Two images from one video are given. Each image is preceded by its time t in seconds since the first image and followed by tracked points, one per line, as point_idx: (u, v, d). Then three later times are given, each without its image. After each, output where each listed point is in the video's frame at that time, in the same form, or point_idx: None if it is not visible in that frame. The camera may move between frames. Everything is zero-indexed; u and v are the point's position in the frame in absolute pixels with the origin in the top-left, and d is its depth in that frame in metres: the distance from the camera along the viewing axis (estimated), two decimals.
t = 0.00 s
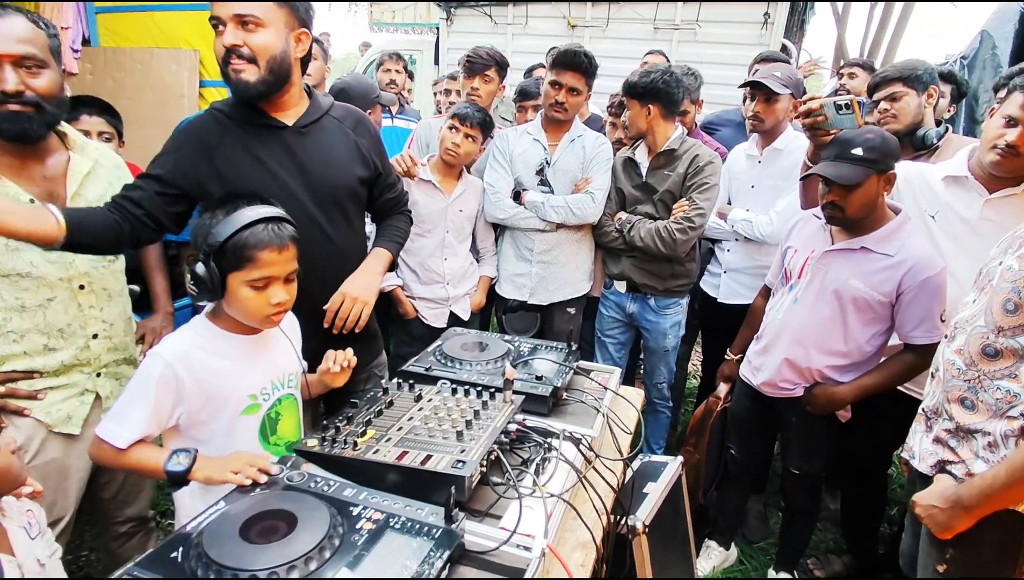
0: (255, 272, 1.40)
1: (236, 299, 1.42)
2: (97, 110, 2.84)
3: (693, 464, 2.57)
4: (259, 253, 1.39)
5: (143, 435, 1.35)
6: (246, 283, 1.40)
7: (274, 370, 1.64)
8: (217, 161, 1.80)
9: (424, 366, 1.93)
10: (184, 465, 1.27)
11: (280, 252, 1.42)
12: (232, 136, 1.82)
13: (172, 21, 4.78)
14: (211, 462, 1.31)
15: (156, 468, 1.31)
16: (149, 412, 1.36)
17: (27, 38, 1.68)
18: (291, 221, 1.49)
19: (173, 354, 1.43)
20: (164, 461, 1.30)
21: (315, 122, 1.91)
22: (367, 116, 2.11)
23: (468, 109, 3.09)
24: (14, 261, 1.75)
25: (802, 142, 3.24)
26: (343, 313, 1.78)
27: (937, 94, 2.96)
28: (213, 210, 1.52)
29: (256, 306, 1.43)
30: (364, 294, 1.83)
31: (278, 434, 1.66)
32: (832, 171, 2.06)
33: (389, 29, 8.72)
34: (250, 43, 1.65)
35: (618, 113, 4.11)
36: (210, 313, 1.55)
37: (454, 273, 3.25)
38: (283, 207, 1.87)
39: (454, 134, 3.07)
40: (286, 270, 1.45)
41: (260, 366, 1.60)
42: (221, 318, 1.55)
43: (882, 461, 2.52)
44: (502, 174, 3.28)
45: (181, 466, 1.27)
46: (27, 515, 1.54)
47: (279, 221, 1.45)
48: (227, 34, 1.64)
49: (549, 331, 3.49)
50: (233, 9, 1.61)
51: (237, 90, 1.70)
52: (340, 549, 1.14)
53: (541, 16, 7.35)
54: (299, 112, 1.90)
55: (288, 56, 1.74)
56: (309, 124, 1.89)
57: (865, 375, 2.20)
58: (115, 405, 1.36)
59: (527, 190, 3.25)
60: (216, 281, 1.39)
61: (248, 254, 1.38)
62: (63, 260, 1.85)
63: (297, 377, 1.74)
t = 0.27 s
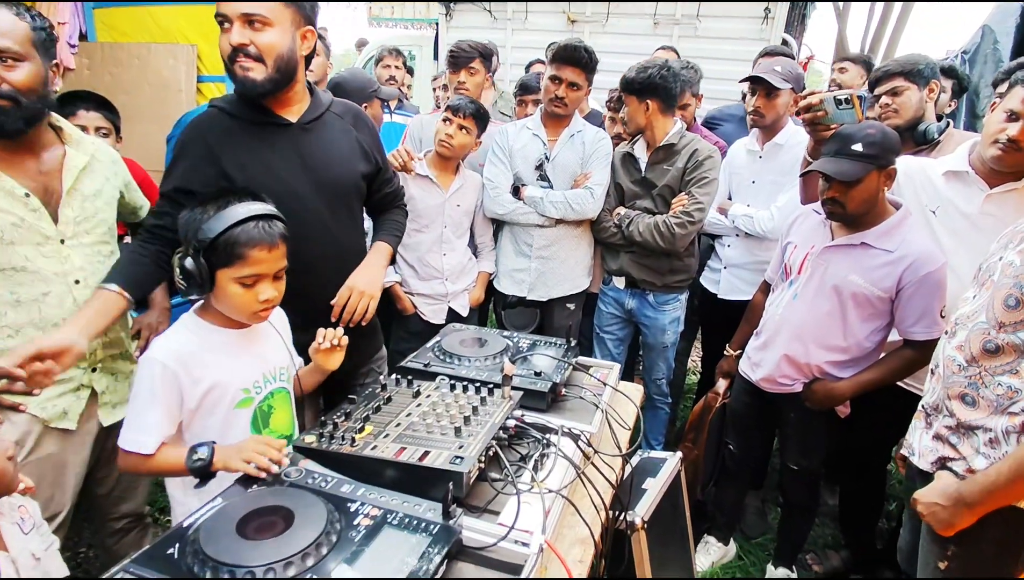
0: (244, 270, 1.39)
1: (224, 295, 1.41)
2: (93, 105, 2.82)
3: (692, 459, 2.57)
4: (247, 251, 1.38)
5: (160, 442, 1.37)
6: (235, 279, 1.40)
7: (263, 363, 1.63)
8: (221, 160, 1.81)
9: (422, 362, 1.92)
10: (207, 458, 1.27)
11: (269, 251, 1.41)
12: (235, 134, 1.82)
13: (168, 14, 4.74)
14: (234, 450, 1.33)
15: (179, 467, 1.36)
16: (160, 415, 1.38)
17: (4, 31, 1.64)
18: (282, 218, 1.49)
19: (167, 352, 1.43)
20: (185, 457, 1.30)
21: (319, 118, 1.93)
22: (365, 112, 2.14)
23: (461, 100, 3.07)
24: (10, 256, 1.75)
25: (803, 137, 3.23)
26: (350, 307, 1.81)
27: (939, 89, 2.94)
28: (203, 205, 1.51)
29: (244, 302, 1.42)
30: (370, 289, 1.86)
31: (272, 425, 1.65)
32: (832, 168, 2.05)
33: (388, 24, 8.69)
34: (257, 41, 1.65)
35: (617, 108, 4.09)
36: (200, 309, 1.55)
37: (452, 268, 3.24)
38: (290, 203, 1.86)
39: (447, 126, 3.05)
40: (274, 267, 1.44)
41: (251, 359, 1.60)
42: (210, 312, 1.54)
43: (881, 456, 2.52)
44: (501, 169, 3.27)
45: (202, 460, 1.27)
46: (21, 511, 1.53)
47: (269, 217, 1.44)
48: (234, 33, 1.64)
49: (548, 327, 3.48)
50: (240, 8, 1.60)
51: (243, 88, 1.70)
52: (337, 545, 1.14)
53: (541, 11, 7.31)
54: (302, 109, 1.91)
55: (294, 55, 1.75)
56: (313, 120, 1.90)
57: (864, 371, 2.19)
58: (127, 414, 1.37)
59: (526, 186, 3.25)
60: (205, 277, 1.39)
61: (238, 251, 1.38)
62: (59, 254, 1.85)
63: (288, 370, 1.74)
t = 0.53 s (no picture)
0: (233, 264, 1.39)
1: (214, 290, 1.42)
2: (91, 103, 2.82)
3: (691, 456, 2.57)
4: (237, 246, 1.38)
5: (161, 439, 1.38)
6: (224, 273, 1.40)
7: (259, 359, 1.63)
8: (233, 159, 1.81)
9: (420, 360, 1.92)
10: (209, 461, 1.29)
11: (259, 246, 1.41)
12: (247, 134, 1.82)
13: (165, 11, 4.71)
14: (239, 454, 1.34)
15: (180, 464, 1.35)
16: (162, 414, 1.39)
17: None
18: (275, 214, 1.49)
19: (164, 349, 1.43)
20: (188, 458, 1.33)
21: (331, 122, 1.92)
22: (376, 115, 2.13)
23: (458, 97, 3.07)
24: (8, 253, 1.75)
25: (802, 134, 3.23)
26: (358, 306, 1.80)
27: (938, 85, 2.93)
28: (196, 200, 1.52)
29: (234, 297, 1.42)
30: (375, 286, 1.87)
31: (270, 420, 1.65)
32: (830, 164, 2.04)
33: (387, 21, 8.67)
34: (272, 44, 1.65)
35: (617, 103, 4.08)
36: (194, 304, 1.55)
37: (450, 266, 3.25)
38: (300, 206, 1.86)
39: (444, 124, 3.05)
40: (265, 262, 1.44)
41: (247, 355, 1.60)
42: (204, 308, 1.54)
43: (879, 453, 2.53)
44: (500, 166, 3.27)
45: (206, 462, 1.29)
46: (21, 510, 1.53)
47: (261, 213, 1.44)
48: (248, 35, 1.63)
49: (547, 325, 3.49)
50: (255, 11, 1.60)
51: (258, 89, 1.70)
52: (334, 542, 1.14)
53: (540, 8, 7.30)
54: (314, 113, 1.90)
55: (308, 57, 1.75)
56: (325, 124, 1.90)
57: (861, 368, 2.19)
58: (127, 413, 1.38)
59: (524, 183, 3.25)
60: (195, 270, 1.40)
61: (228, 246, 1.38)
62: (55, 252, 1.85)
63: (283, 365, 1.74)
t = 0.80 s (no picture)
0: (241, 263, 1.40)
1: (221, 290, 1.43)
2: (95, 101, 2.83)
3: (694, 455, 2.57)
4: (243, 245, 1.39)
5: (165, 438, 1.39)
6: (232, 274, 1.40)
7: (263, 357, 1.63)
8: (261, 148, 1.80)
9: (424, 358, 1.93)
10: (213, 459, 1.31)
11: (265, 244, 1.42)
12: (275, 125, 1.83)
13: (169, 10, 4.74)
14: (242, 451, 1.34)
15: (187, 461, 1.38)
16: (166, 412, 1.40)
17: None
18: (277, 211, 1.49)
19: (166, 348, 1.43)
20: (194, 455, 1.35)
21: (353, 117, 1.95)
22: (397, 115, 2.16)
23: (464, 97, 3.07)
24: (12, 251, 1.75)
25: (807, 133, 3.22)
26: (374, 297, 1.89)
27: (944, 84, 2.92)
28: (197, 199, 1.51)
29: (242, 296, 1.43)
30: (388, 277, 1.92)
31: (272, 419, 1.65)
32: (837, 163, 2.04)
33: (390, 19, 8.65)
34: (298, 36, 1.70)
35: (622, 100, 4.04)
36: (197, 303, 1.55)
37: (453, 264, 3.25)
38: (324, 196, 1.87)
39: (450, 123, 3.05)
40: (271, 261, 1.44)
41: (250, 353, 1.60)
42: (208, 307, 1.54)
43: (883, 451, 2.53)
44: (503, 164, 3.27)
45: (210, 460, 1.31)
46: (28, 504, 1.54)
47: (264, 211, 1.44)
48: (277, 28, 1.70)
49: (550, 323, 3.49)
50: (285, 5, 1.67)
51: (283, 79, 1.75)
52: (340, 540, 1.14)
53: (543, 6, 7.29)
54: (338, 106, 1.93)
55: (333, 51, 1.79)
56: (348, 117, 1.93)
57: (865, 367, 2.19)
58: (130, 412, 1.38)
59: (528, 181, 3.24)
60: (202, 271, 1.40)
61: (236, 245, 1.38)
62: (59, 249, 1.85)
63: (288, 363, 1.74)
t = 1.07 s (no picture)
0: (252, 261, 1.40)
1: (231, 286, 1.43)
2: (100, 98, 2.83)
3: (698, 453, 2.57)
4: (253, 242, 1.39)
5: (176, 433, 1.38)
6: (242, 271, 1.40)
7: (273, 352, 1.63)
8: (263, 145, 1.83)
9: (429, 355, 1.93)
10: (221, 455, 1.30)
11: (275, 240, 1.42)
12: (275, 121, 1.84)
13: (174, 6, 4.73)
14: (248, 447, 1.34)
15: (195, 458, 1.36)
16: (176, 407, 1.40)
17: (32, 28, 1.65)
18: (283, 207, 1.49)
19: (178, 344, 1.43)
20: (201, 452, 1.34)
21: (354, 113, 1.92)
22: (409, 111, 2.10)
23: (475, 96, 3.07)
24: (17, 247, 1.75)
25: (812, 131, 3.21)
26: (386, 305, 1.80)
27: (951, 82, 2.90)
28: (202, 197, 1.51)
29: (253, 292, 1.44)
30: (400, 283, 1.83)
31: (282, 414, 1.65)
32: (845, 161, 2.03)
33: (393, 17, 8.62)
34: (298, 32, 1.72)
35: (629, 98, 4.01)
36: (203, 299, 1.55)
37: (456, 262, 3.24)
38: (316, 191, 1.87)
39: (460, 122, 3.05)
40: (280, 256, 1.45)
41: (261, 349, 1.60)
42: (216, 304, 1.53)
43: (888, 451, 2.53)
44: (508, 162, 3.27)
45: (218, 457, 1.30)
46: (34, 500, 1.54)
47: (271, 207, 1.45)
48: (278, 23, 1.72)
49: (554, 321, 3.49)
50: None
51: (279, 75, 1.76)
52: (346, 537, 1.14)
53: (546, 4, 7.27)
54: (339, 101, 1.91)
55: (332, 45, 1.78)
56: (348, 113, 1.90)
57: (871, 366, 2.19)
58: (140, 406, 1.38)
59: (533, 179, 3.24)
60: (210, 271, 1.39)
61: (245, 242, 1.38)
62: (63, 245, 1.85)
63: (296, 359, 1.74)
